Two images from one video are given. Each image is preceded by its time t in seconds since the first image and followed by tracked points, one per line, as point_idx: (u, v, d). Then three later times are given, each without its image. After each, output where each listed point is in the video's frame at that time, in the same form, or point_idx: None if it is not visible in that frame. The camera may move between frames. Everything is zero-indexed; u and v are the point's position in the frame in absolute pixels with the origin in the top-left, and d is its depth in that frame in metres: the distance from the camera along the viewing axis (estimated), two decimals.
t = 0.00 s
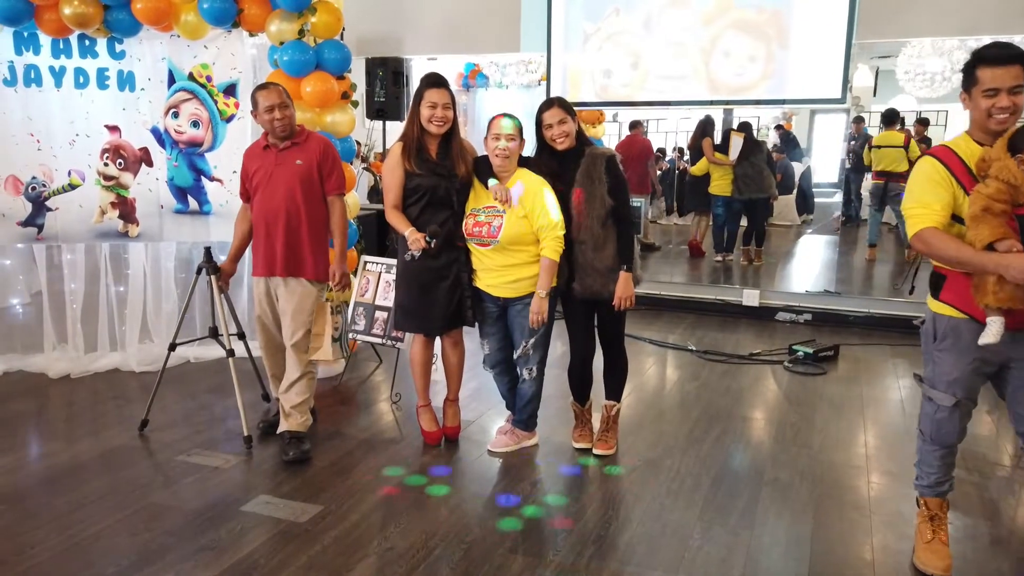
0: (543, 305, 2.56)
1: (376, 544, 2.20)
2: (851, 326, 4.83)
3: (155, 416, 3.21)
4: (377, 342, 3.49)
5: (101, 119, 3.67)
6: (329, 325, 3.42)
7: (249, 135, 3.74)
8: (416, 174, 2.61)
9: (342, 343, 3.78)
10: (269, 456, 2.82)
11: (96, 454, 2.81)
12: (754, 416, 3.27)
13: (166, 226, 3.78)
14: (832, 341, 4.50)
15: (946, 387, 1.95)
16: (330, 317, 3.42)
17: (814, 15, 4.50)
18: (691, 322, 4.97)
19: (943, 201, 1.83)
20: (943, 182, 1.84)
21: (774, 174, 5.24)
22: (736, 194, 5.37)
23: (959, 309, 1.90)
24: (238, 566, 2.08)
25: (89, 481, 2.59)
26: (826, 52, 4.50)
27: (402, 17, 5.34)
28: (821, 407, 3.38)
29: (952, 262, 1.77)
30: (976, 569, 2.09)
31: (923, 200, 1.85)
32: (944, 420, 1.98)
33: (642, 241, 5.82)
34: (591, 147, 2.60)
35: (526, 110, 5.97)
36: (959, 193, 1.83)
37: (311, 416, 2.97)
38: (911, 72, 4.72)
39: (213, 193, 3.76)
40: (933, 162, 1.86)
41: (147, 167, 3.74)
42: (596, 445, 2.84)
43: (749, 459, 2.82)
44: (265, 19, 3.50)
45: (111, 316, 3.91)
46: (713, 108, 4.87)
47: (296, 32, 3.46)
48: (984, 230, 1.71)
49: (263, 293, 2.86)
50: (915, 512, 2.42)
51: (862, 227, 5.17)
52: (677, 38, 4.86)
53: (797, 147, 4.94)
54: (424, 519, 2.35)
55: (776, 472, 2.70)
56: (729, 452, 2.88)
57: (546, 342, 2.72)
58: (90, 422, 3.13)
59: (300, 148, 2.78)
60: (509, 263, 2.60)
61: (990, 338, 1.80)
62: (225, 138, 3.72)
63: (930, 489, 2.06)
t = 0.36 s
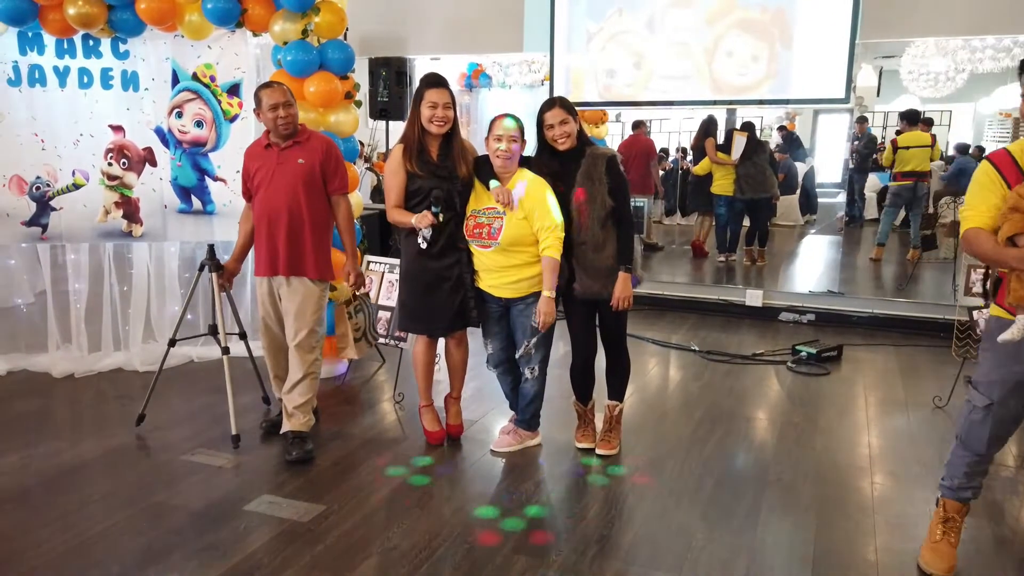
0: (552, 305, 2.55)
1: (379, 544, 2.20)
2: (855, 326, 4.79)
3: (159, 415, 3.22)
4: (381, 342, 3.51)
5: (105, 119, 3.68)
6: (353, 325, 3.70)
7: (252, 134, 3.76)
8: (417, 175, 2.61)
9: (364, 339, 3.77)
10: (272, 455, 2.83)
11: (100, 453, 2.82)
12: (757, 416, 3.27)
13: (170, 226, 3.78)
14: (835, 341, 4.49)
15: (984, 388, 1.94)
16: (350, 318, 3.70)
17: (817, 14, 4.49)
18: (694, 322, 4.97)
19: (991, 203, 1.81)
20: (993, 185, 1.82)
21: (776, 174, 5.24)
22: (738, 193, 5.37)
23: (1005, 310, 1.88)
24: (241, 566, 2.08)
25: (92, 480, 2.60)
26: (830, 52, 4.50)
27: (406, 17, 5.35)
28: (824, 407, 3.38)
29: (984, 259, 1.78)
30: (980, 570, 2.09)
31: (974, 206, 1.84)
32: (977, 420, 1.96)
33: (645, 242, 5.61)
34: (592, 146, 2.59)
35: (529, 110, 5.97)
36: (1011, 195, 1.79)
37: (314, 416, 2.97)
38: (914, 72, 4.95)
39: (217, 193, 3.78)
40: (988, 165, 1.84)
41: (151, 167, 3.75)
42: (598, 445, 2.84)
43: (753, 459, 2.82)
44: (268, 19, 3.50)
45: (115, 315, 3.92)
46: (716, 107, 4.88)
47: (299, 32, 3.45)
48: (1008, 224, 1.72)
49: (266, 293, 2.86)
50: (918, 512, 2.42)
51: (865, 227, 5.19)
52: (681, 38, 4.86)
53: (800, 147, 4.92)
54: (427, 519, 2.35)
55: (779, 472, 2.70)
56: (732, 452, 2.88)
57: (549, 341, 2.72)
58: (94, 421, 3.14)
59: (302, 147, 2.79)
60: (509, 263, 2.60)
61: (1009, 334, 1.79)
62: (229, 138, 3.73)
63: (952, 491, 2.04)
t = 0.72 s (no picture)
0: (546, 308, 2.56)
1: (379, 544, 2.20)
2: (856, 326, 4.77)
3: (160, 415, 3.22)
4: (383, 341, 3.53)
5: (106, 119, 3.68)
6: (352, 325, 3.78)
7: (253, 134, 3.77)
8: (412, 174, 2.63)
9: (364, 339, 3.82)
10: (272, 456, 2.83)
11: (101, 453, 2.83)
12: (758, 416, 3.26)
13: (171, 226, 3.77)
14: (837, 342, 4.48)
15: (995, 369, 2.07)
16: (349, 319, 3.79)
17: (819, 15, 4.49)
18: (695, 322, 4.97)
19: None
20: None
21: (776, 174, 5.22)
22: (738, 192, 5.37)
23: None
24: (241, 566, 2.08)
25: (93, 480, 2.60)
26: (831, 52, 4.50)
27: (407, 17, 5.35)
28: (825, 407, 3.38)
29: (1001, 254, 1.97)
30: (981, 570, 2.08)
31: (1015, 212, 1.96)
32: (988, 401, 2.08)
33: (647, 242, 5.72)
34: (590, 146, 2.59)
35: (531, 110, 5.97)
36: None
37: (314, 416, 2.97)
38: (917, 72, 4.98)
39: (219, 193, 3.77)
40: None
41: (152, 168, 3.75)
42: (599, 445, 2.84)
43: (754, 460, 2.81)
44: (270, 19, 3.51)
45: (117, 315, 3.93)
46: (718, 107, 4.87)
47: (300, 32, 3.46)
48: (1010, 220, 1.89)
49: (265, 293, 2.86)
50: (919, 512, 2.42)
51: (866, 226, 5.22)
52: (683, 38, 4.85)
53: (802, 147, 4.87)
54: (428, 519, 2.35)
55: (781, 472, 2.70)
56: (734, 452, 2.88)
57: (548, 341, 2.72)
58: (96, 421, 3.14)
59: (300, 146, 2.79)
60: (509, 264, 2.60)
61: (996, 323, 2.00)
62: (231, 138, 3.73)
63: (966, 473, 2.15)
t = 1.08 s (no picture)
0: (545, 305, 2.54)
1: (381, 544, 2.20)
2: (858, 326, 4.85)
3: (161, 414, 3.22)
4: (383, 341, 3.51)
5: (108, 118, 3.68)
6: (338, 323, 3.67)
7: (254, 134, 3.76)
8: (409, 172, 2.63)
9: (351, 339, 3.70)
10: (274, 455, 2.82)
11: (103, 452, 2.83)
12: (760, 416, 3.26)
13: (172, 225, 3.77)
14: (839, 341, 4.47)
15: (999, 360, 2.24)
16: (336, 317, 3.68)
17: (820, 14, 4.49)
18: (697, 322, 4.96)
19: None
20: None
21: (777, 173, 5.17)
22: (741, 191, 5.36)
23: None
24: (243, 565, 2.08)
25: (95, 479, 2.60)
26: (833, 52, 4.50)
27: (408, 17, 5.35)
28: (827, 408, 3.36)
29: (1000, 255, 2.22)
30: (984, 571, 2.07)
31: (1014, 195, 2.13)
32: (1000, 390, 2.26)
33: (648, 242, 5.74)
34: (587, 142, 2.59)
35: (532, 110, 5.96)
36: None
37: (316, 415, 2.96)
38: (919, 73, 4.73)
39: (220, 192, 3.78)
40: None
41: (154, 167, 3.74)
42: (602, 445, 2.84)
43: (756, 460, 2.81)
44: (271, 19, 3.51)
45: (118, 315, 3.93)
46: (719, 107, 4.88)
47: (302, 31, 3.46)
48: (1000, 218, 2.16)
49: (266, 292, 2.86)
50: (921, 510, 2.43)
51: (872, 227, 5.01)
52: (684, 38, 4.85)
53: (802, 147, 4.88)
54: (430, 519, 2.34)
55: (783, 472, 2.70)
56: (736, 452, 2.88)
57: (549, 340, 2.71)
58: (97, 420, 3.14)
59: (299, 146, 2.78)
60: (506, 263, 2.59)
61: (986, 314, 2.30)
62: (232, 138, 3.74)
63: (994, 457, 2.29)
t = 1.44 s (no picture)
0: (536, 310, 2.55)
1: (382, 543, 2.19)
2: (860, 326, 4.79)
3: (163, 413, 3.22)
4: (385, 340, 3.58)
5: (109, 118, 3.68)
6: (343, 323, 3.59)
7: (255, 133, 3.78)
8: (409, 171, 2.63)
9: (357, 336, 3.63)
10: (274, 454, 2.82)
11: (103, 451, 2.82)
12: (761, 416, 3.25)
13: (173, 225, 3.77)
14: (840, 341, 4.46)
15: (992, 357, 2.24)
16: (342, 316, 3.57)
17: (822, 13, 4.49)
18: (698, 322, 4.95)
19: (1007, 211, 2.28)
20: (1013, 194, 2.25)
21: (780, 172, 5.23)
22: (744, 190, 5.41)
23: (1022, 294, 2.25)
24: (244, 564, 2.08)
25: (96, 478, 2.60)
26: (834, 51, 4.49)
27: (409, 17, 5.35)
28: (828, 407, 3.36)
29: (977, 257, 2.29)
30: (987, 571, 2.07)
31: (984, 194, 2.26)
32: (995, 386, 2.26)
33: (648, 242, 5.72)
34: (590, 142, 2.55)
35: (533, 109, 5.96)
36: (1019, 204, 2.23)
37: (316, 414, 2.96)
38: (921, 72, 4.77)
39: (220, 191, 3.79)
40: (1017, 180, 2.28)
41: (155, 166, 3.74)
42: (603, 445, 2.83)
43: (757, 459, 2.81)
44: (272, 18, 3.51)
45: (119, 314, 3.93)
46: (720, 106, 4.87)
47: (303, 30, 3.46)
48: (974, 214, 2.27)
49: (264, 292, 2.86)
50: (923, 510, 2.43)
51: (871, 226, 5.05)
52: (686, 37, 4.85)
53: (803, 147, 4.90)
54: (430, 518, 2.34)
55: (784, 472, 2.69)
56: (737, 451, 2.88)
57: (549, 340, 2.69)
58: (99, 420, 3.14)
59: (298, 145, 2.78)
60: (503, 267, 2.59)
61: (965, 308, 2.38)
62: (232, 138, 3.75)
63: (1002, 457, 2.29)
